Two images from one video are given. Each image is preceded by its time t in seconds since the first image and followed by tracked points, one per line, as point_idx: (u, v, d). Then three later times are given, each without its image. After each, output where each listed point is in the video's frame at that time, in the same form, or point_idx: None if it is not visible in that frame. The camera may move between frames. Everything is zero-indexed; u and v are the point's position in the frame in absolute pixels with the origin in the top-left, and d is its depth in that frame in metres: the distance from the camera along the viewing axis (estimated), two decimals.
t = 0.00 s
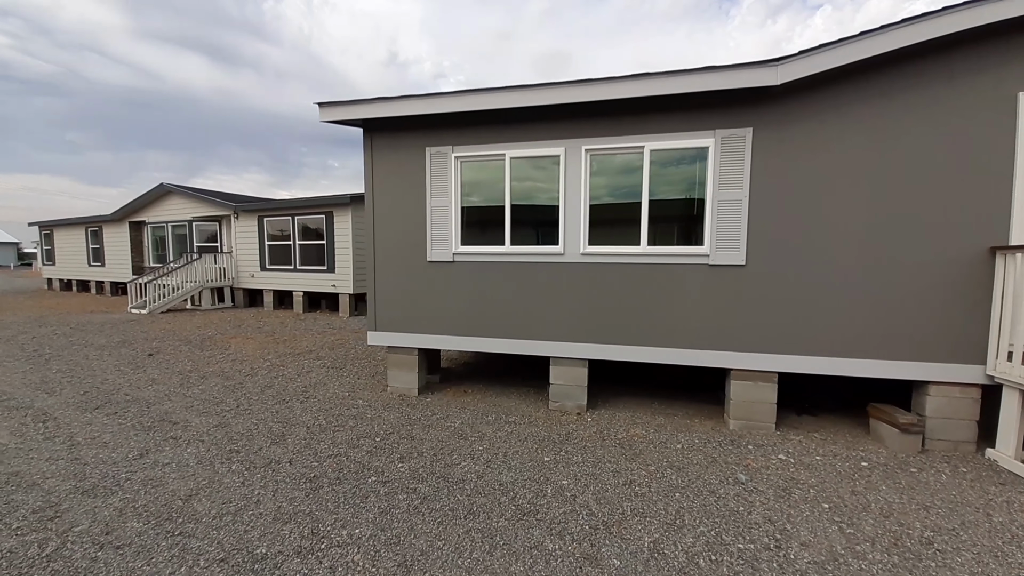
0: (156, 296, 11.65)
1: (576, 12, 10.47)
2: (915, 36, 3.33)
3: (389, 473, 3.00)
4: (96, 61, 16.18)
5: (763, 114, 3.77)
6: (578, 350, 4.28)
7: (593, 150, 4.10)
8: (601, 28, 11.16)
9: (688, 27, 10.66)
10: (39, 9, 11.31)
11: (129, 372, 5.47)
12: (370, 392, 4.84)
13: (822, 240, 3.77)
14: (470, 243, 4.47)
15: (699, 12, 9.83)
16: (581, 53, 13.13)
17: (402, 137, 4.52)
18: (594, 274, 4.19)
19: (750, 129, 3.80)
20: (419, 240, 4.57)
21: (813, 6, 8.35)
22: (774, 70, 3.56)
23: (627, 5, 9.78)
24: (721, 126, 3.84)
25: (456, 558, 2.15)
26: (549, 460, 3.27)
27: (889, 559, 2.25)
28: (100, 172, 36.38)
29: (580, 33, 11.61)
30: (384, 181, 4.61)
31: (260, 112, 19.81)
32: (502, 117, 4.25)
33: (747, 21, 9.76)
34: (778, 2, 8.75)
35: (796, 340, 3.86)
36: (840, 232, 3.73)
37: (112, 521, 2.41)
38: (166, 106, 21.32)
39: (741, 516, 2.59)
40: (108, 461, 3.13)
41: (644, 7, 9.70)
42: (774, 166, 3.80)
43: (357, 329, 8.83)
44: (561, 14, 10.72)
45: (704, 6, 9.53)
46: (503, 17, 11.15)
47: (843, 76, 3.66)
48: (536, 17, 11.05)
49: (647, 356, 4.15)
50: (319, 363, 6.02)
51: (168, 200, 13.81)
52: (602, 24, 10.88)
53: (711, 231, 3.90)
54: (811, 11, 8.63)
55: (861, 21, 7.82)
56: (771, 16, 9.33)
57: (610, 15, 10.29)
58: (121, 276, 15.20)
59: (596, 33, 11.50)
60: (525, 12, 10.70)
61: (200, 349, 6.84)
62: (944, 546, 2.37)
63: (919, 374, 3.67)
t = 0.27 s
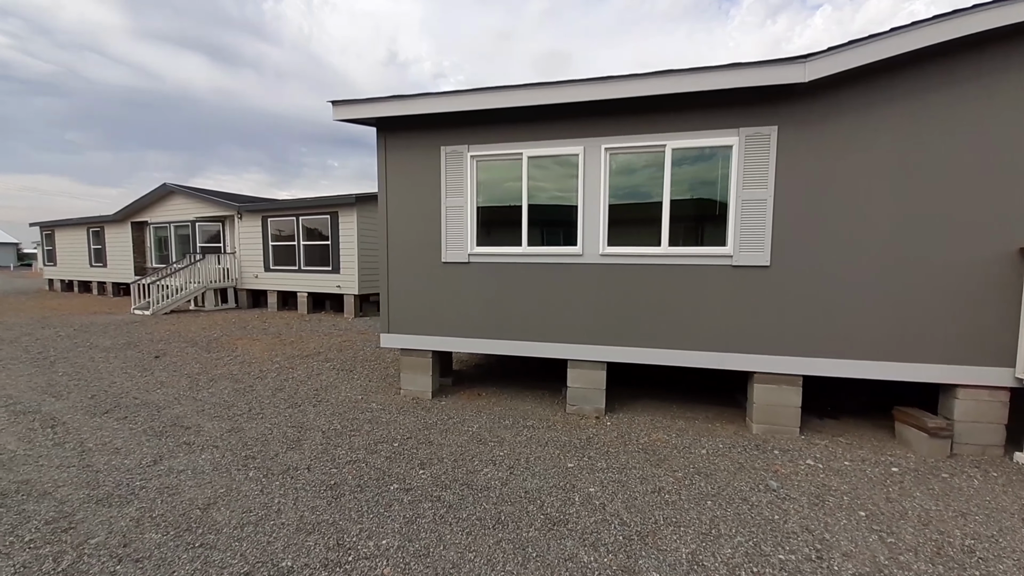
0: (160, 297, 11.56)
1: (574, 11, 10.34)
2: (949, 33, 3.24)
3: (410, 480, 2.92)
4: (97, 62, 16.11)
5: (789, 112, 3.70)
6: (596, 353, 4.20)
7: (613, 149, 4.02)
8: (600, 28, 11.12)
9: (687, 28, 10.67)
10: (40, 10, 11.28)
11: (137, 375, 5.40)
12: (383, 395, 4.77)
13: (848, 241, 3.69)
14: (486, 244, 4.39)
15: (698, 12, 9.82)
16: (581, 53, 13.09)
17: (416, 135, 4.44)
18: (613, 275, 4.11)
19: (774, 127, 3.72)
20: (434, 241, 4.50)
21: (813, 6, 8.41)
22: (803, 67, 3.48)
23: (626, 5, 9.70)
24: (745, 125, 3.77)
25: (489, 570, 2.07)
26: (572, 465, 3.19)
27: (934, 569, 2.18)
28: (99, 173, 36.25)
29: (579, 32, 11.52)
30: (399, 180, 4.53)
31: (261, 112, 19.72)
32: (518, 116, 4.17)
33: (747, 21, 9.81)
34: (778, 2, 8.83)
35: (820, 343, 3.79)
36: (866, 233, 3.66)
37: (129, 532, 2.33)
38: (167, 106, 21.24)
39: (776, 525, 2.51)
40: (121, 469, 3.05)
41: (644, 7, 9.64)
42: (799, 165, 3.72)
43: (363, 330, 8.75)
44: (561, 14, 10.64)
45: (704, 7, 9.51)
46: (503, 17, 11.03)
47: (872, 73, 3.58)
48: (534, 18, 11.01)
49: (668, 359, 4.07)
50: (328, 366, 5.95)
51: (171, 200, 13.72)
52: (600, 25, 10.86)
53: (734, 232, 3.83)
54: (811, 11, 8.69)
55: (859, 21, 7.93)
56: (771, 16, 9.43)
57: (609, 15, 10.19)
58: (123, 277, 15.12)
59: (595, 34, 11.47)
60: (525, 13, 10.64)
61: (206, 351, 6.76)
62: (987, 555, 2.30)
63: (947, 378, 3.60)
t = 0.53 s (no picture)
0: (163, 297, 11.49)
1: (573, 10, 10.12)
2: (980, 29, 3.18)
3: (431, 484, 2.86)
4: (98, 61, 16.05)
5: (814, 108, 3.63)
6: (613, 354, 4.13)
7: (632, 148, 3.96)
8: (599, 29, 11.04)
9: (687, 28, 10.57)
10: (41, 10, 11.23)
11: (145, 376, 5.33)
12: (396, 396, 4.70)
13: (873, 241, 3.62)
14: (501, 243, 4.33)
15: (696, 13, 9.78)
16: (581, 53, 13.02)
17: (431, 133, 4.38)
18: (632, 276, 4.04)
19: (798, 125, 3.66)
20: (448, 240, 4.43)
21: (811, 7, 8.56)
22: (829, 62, 3.42)
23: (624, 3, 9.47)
24: (767, 123, 3.71)
25: None
26: (595, 469, 3.12)
27: None
28: (100, 173, 36.15)
29: (578, 32, 11.38)
30: (413, 179, 4.47)
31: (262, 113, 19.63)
32: (535, 113, 4.12)
33: (746, 22, 9.92)
34: (778, 2, 8.89)
35: (844, 344, 3.72)
36: (892, 232, 3.59)
37: (148, 540, 2.25)
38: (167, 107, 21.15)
39: (810, 532, 2.45)
40: (135, 473, 2.97)
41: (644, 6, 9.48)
42: (823, 164, 3.65)
43: (370, 331, 8.69)
44: (561, 14, 10.52)
45: (703, 7, 9.43)
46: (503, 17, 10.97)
47: (898, 70, 3.52)
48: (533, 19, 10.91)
49: (687, 361, 4.00)
50: (337, 366, 5.88)
51: (174, 199, 13.64)
52: (600, 26, 10.84)
53: (756, 231, 3.77)
54: (810, 12, 8.80)
55: (858, 21, 8.04)
56: (770, 16, 9.49)
57: (609, 13, 9.96)
58: (126, 277, 15.05)
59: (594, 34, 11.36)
60: (525, 13, 10.56)
61: (213, 352, 6.69)
62: None
63: (975, 380, 3.53)
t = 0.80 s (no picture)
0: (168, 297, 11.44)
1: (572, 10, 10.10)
2: (1009, 29, 3.14)
3: (456, 490, 2.82)
4: (99, 61, 15.98)
5: (839, 108, 3.59)
6: (633, 357, 4.09)
7: (652, 148, 3.92)
8: (598, 29, 11.01)
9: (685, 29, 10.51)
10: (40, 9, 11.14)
11: (156, 378, 5.29)
12: (411, 398, 4.67)
13: (898, 243, 3.58)
14: (519, 245, 4.29)
15: (694, 15, 9.76)
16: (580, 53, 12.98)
17: (447, 134, 4.33)
18: (652, 277, 4.00)
19: (822, 125, 3.62)
20: (465, 242, 4.39)
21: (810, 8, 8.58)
22: (857, 62, 3.38)
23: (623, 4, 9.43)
24: (790, 123, 3.67)
25: None
26: (620, 474, 3.09)
27: None
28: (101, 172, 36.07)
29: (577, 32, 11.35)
30: (429, 179, 4.43)
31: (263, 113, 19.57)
32: (553, 113, 4.08)
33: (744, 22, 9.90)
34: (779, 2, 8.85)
35: (868, 348, 3.68)
36: (918, 234, 3.55)
37: (174, 549, 2.21)
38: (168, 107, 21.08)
39: (845, 539, 2.41)
40: (155, 479, 2.94)
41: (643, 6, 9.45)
42: (848, 164, 3.61)
43: (377, 331, 8.65)
44: (560, 15, 10.50)
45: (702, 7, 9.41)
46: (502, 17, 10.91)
47: (924, 70, 3.48)
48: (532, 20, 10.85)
49: (708, 364, 3.97)
50: (348, 368, 5.84)
51: (178, 199, 13.60)
52: (599, 26, 10.80)
53: (779, 233, 3.73)
54: (810, 12, 8.81)
55: (858, 21, 8.05)
56: (770, 16, 9.42)
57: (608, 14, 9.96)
58: (129, 277, 15.00)
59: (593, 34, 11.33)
60: (525, 14, 10.52)
61: (222, 353, 6.65)
62: None
63: (1001, 384, 3.49)
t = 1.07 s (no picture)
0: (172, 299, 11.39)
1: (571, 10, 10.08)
2: None
3: (478, 498, 2.78)
4: (99, 62, 15.91)
5: (861, 110, 3.55)
6: (650, 361, 4.05)
7: (670, 150, 3.88)
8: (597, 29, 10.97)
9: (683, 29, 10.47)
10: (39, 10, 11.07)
11: (164, 381, 5.24)
12: (424, 402, 4.62)
13: (920, 246, 3.54)
14: (534, 247, 4.25)
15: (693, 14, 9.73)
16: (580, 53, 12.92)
17: (461, 135, 4.30)
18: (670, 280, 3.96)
19: (843, 126, 3.58)
20: (479, 244, 4.35)
21: (809, 8, 8.51)
22: (880, 63, 3.33)
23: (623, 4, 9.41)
24: (811, 124, 3.63)
25: None
26: (642, 481, 3.05)
27: None
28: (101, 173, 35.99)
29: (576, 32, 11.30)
30: (442, 182, 4.39)
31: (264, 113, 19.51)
32: (568, 115, 4.04)
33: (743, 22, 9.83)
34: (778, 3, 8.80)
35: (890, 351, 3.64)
36: (940, 237, 3.51)
37: (197, 561, 2.16)
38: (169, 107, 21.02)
39: (877, 548, 2.37)
40: (172, 486, 2.89)
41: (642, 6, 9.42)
42: (870, 166, 3.58)
43: (384, 333, 8.60)
44: (559, 15, 10.47)
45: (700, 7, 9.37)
46: (502, 18, 10.87)
47: (947, 71, 3.44)
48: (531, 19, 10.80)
49: (726, 367, 3.93)
50: (357, 371, 5.80)
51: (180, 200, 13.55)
52: (598, 26, 10.75)
53: (799, 236, 3.69)
54: (809, 12, 8.75)
55: (858, 21, 7.98)
56: (769, 16, 9.39)
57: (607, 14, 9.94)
58: (132, 278, 14.94)
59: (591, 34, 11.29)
60: (525, 14, 10.48)
61: (228, 356, 6.60)
62: None
63: None
